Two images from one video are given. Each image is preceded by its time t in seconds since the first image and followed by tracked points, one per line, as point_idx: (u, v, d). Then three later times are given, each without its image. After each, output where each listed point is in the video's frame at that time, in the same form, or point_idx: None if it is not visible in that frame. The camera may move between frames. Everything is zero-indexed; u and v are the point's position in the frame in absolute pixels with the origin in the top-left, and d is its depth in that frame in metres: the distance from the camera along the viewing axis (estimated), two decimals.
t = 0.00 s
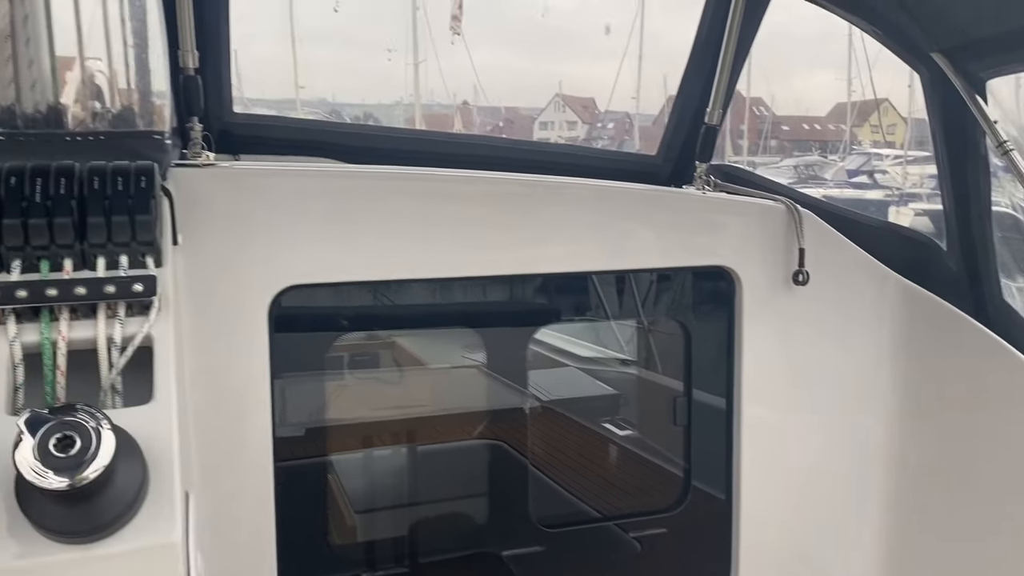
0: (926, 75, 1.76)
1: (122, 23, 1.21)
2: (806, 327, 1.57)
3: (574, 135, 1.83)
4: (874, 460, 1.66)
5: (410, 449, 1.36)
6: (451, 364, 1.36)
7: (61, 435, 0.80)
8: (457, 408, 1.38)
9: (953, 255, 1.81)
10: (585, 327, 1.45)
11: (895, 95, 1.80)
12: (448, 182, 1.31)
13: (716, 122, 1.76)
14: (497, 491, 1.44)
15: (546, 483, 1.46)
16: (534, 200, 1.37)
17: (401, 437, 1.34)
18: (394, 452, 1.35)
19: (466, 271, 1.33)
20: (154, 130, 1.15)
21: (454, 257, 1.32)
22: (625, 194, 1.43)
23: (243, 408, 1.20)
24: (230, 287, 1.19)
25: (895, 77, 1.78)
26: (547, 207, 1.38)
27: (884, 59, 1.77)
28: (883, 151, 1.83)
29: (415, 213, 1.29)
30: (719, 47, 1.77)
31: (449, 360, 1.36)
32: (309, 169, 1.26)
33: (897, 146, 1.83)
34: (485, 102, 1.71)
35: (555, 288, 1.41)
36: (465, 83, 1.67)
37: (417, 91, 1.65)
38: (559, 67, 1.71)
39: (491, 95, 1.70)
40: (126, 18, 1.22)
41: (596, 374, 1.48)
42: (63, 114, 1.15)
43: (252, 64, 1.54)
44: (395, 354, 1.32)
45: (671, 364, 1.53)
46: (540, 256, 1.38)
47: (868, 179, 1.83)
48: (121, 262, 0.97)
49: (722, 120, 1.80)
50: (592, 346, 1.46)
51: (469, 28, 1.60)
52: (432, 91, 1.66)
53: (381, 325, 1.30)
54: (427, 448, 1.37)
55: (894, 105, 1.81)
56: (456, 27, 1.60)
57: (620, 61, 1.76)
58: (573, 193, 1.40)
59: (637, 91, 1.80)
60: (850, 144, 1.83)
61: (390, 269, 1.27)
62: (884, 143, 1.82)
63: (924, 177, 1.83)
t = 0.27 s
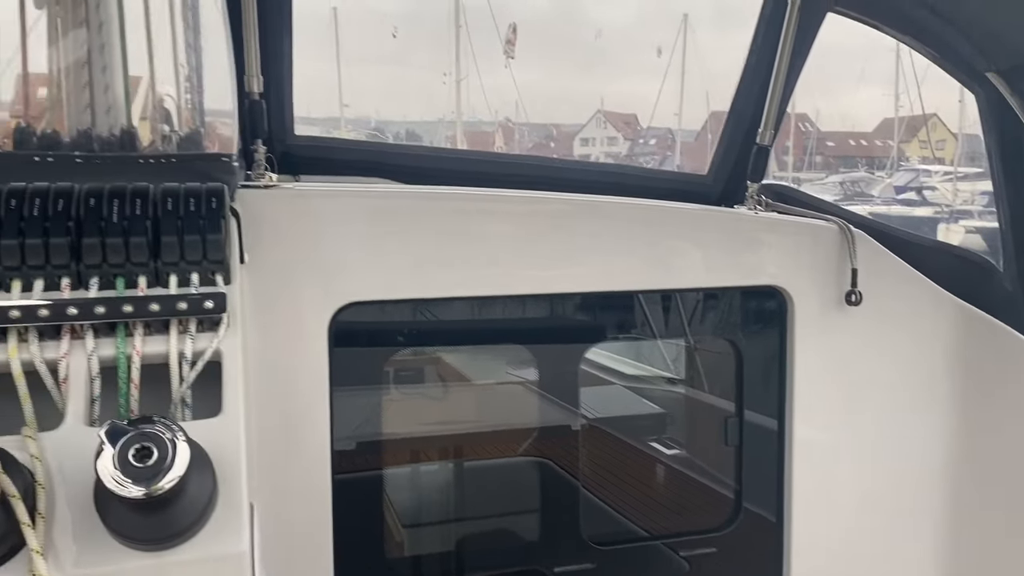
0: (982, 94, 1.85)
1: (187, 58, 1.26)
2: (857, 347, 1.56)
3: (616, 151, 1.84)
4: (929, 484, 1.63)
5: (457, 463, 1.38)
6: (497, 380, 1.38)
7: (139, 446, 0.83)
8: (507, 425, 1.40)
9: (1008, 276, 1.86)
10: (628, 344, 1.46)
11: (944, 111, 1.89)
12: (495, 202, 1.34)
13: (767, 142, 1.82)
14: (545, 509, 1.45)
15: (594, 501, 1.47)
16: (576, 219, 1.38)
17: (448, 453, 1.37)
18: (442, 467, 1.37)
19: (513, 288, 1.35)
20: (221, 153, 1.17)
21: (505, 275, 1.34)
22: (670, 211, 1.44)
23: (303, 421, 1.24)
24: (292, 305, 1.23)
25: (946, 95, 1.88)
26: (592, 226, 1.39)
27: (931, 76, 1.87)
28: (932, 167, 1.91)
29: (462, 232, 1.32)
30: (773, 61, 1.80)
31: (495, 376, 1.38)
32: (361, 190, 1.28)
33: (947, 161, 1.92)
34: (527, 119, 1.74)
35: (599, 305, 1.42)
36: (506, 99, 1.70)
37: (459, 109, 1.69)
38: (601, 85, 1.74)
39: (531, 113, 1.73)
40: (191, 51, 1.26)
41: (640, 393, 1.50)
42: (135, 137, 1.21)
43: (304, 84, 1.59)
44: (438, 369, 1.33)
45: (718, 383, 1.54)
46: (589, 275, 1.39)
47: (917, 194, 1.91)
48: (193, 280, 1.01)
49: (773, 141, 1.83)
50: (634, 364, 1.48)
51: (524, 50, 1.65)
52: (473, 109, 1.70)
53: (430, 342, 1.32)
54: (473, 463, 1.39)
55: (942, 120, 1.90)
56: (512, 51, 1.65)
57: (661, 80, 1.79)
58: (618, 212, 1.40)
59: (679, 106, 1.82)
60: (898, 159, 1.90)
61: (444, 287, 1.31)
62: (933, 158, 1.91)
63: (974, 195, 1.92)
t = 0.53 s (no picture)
0: None
1: (240, 80, 1.31)
2: (906, 367, 1.56)
3: (655, 164, 1.88)
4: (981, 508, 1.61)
5: (500, 479, 1.40)
6: (538, 396, 1.39)
7: (209, 458, 0.86)
8: (551, 441, 1.42)
9: None
10: (668, 363, 1.47)
11: (991, 124, 1.98)
12: (538, 221, 1.37)
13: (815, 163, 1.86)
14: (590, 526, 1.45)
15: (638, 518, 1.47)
16: (618, 237, 1.41)
17: (492, 468, 1.39)
18: (487, 481, 1.39)
19: (557, 305, 1.37)
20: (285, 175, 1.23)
21: (553, 295, 1.37)
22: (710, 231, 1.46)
23: (357, 436, 1.27)
24: (348, 322, 1.26)
25: (995, 112, 1.98)
26: (634, 245, 1.42)
27: (980, 92, 1.96)
28: (981, 182, 2.00)
29: (507, 251, 1.35)
30: (819, 83, 1.85)
31: (536, 392, 1.39)
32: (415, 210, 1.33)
33: (996, 176, 2.01)
34: (567, 133, 1.77)
35: (642, 322, 1.44)
36: (546, 114, 1.74)
37: (498, 124, 1.73)
38: (640, 101, 1.79)
39: (572, 128, 1.77)
40: (247, 76, 1.31)
41: (686, 412, 1.50)
42: (198, 158, 1.26)
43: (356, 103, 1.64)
44: (479, 384, 1.36)
45: (765, 402, 1.54)
46: (636, 294, 1.42)
47: (967, 209, 1.99)
48: (256, 297, 1.05)
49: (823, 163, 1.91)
50: (683, 382, 1.48)
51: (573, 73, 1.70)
52: (512, 123, 1.74)
53: (476, 357, 1.35)
54: (517, 479, 1.41)
55: (991, 134, 1.98)
56: (561, 74, 1.70)
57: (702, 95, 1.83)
58: (660, 232, 1.43)
59: (720, 121, 1.86)
60: (946, 174, 1.98)
61: (494, 305, 1.34)
62: (979, 173, 1.99)
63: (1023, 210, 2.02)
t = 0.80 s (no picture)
0: None
1: (282, 89, 1.35)
2: (953, 387, 1.56)
3: (693, 177, 1.94)
4: None
5: (542, 493, 1.41)
6: (578, 411, 1.41)
7: (270, 472, 0.89)
8: (590, 456, 1.43)
9: None
10: (707, 380, 1.48)
11: None
12: (581, 237, 1.39)
13: (863, 182, 1.86)
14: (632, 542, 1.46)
15: (679, 533, 1.48)
16: (659, 253, 1.42)
17: (533, 482, 1.40)
18: (527, 496, 1.40)
19: (600, 321, 1.39)
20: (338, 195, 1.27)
21: (598, 312, 1.39)
22: (751, 248, 1.47)
23: (406, 449, 1.29)
24: (400, 338, 1.30)
25: None
26: (677, 261, 1.43)
27: None
28: None
29: (551, 267, 1.37)
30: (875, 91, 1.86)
31: (576, 407, 1.41)
32: (461, 228, 1.36)
33: None
34: (601, 145, 1.85)
35: (683, 338, 1.45)
36: (581, 126, 1.82)
37: (535, 138, 1.82)
38: (677, 114, 1.86)
39: (607, 140, 1.85)
40: (287, 86, 1.36)
41: (728, 428, 1.51)
42: (255, 177, 1.30)
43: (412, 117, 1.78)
44: (519, 398, 1.38)
45: (807, 420, 1.54)
46: (680, 311, 1.43)
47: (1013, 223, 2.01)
48: (313, 314, 1.10)
49: (869, 180, 1.88)
50: (724, 399, 1.50)
51: (619, 90, 1.80)
52: (549, 136, 1.82)
53: (520, 370, 1.37)
54: (558, 493, 1.42)
55: None
56: (607, 93, 1.80)
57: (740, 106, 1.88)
58: (702, 249, 1.45)
59: (760, 134, 1.91)
60: (991, 188, 2.02)
61: (539, 322, 1.36)
62: None
63: None
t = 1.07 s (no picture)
0: None
1: (321, 103, 1.39)
2: (995, 402, 1.57)
3: (728, 186, 2.00)
4: None
5: (580, 505, 1.42)
6: (615, 423, 1.43)
7: (321, 481, 0.92)
8: (628, 469, 1.44)
9: None
10: (744, 394, 1.50)
11: None
12: (618, 251, 1.41)
13: (905, 198, 1.85)
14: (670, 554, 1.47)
15: (717, 547, 1.48)
16: (696, 266, 1.44)
17: (571, 494, 1.42)
18: (564, 508, 1.42)
19: (638, 335, 1.41)
20: (383, 211, 1.31)
21: (637, 326, 1.41)
22: (786, 262, 1.49)
23: (450, 461, 1.32)
24: (445, 351, 1.33)
25: None
26: (713, 275, 1.45)
27: None
28: None
29: (589, 282, 1.39)
30: (914, 110, 1.90)
31: (613, 419, 1.43)
32: (501, 244, 1.39)
33: None
34: (635, 156, 1.91)
35: (720, 350, 1.47)
36: (616, 136, 1.87)
37: (569, 148, 1.87)
38: (713, 124, 1.90)
39: (642, 148, 1.90)
40: (326, 98, 1.39)
41: (765, 442, 1.52)
42: (304, 193, 1.35)
43: (455, 129, 1.82)
44: (556, 410, 1.41)
45: (847, 434, 1.56)
46: (718, 325, 1.45)
47: None
48: (361, 327, 1.14)
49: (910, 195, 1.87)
50: (763, 413, 1.51)
51: (660, 105, 1.85)
52: (580, 145, 1.87)
53: (558, 382, 1.40)
54: (595, 505, 1.43)
55: None
56: (648, 110, 1.85)
57: (776, 115, 1.92)
58: (739, 264, 1.46)
59: (796, 144, 1.96)
60: None
61: (579, 336, 1.38)
62: None
63: None
